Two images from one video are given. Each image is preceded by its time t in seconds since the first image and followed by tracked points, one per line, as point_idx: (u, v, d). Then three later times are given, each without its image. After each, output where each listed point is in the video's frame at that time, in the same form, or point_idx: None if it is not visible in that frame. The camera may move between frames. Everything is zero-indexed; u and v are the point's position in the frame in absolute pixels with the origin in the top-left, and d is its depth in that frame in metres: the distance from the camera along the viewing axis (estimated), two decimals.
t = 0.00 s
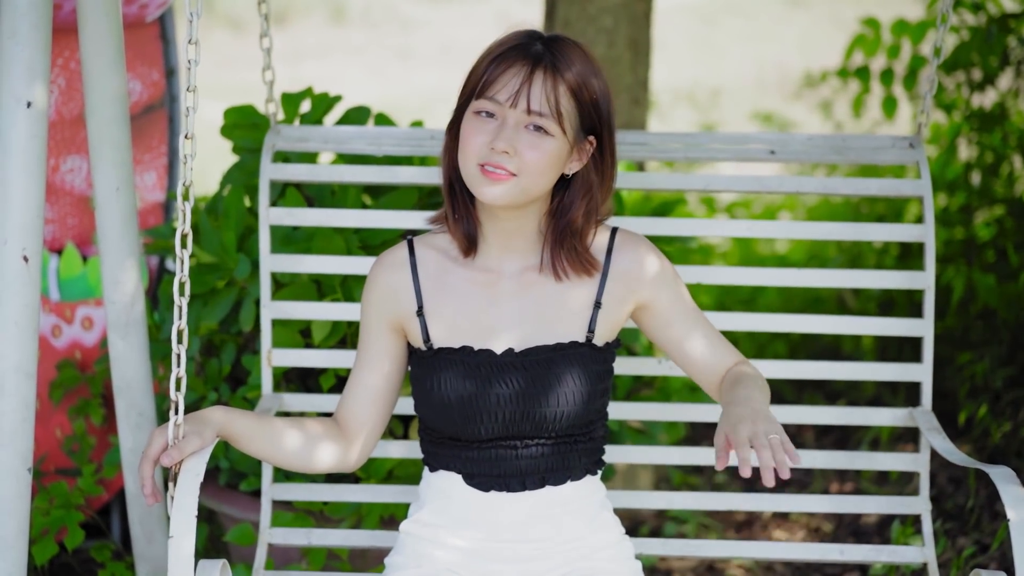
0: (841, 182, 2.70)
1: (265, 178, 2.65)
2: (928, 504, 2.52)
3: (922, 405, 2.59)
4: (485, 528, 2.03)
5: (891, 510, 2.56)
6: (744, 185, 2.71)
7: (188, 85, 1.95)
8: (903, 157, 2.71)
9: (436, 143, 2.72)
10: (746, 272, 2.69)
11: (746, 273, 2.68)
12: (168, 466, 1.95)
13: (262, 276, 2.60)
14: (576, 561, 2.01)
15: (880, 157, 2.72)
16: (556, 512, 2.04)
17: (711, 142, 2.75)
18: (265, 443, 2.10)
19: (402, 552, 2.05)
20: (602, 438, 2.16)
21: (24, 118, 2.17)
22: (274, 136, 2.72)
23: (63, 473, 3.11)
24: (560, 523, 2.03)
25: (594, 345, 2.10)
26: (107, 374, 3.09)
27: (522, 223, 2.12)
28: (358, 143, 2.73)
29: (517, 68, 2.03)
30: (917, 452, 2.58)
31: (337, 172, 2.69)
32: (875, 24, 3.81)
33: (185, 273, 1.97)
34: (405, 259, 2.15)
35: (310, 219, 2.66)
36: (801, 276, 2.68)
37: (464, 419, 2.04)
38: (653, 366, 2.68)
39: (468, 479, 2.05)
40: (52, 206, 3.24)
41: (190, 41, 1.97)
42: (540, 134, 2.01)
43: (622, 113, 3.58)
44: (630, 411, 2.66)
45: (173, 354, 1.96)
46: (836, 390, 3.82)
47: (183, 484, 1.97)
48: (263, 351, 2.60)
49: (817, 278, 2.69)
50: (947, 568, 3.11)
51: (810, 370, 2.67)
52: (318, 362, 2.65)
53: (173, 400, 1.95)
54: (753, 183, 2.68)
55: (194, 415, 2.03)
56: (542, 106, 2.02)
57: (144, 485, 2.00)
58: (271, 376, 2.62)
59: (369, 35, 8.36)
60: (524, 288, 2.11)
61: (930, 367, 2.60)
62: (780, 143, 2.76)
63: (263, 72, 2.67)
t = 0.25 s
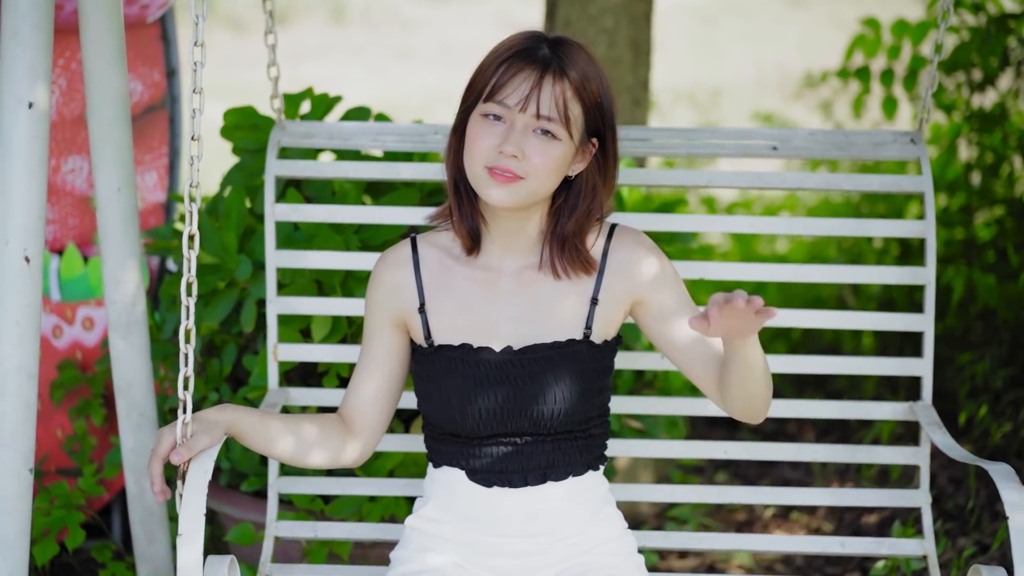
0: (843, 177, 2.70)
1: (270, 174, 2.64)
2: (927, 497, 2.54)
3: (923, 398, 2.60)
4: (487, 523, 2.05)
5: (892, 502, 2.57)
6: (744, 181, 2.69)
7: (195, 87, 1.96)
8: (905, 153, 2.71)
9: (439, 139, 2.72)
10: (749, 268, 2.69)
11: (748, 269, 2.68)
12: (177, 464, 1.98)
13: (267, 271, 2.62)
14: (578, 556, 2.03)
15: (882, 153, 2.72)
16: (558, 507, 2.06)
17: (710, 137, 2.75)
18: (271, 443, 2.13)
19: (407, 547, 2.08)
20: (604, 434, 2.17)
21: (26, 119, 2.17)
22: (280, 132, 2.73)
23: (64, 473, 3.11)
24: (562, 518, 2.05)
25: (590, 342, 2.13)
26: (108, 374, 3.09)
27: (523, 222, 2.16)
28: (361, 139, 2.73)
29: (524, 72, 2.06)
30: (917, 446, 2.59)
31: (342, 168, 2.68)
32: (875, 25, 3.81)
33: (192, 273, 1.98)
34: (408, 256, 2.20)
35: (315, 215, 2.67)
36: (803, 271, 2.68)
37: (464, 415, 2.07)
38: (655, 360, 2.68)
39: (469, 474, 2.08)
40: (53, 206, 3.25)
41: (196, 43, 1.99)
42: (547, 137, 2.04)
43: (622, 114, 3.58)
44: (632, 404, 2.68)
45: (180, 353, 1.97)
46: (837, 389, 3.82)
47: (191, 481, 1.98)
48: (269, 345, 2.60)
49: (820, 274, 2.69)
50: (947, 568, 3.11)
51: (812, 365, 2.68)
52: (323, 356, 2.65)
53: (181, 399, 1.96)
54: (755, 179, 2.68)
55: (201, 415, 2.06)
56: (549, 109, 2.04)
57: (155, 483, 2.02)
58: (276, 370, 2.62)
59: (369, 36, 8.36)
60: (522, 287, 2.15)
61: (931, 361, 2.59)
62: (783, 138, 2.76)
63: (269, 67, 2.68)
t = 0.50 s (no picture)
0: (845, 171, 2.70)
1: (276, 168, 2.66)
2: (926, 487, 2.54)
3: (922, 390, 2.61)
4: (493, 515, 2.08)
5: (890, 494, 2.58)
6: (745, 176, 2.70)
7: (201, 90, 1.99)
8: (905, 147, 2.72)
9: (444, 133, 2.73)
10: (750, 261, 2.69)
11: (750, 263, 2.69)
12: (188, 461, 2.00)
13: (274, 265, 2.62)
14: (582, 547, 2.05)
15: (882, 147, 2.73)
16: (562, 499, 2.09)
17: (718, 131, 2.77)
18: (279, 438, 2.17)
19: (414, 539, 2.11)
20: (606, 429, 2.20)
21: (26, 119, 2.17)
22: (286, 126, 2.73)
23: (63, 473, 3.11)
24: (566, 512, 2.08)
25: (589, 336, 2.15)
26: (107, 374, 3.09)
27: (523, 220, 2.18)
28: (369, 134, 2.72)
29: (529, 75, 2.08)
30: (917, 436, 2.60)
31: (348, 162, 2.68)
32: (875, 25, 3.81)
33: (201, 274, 1.98)
34: (410, 254, 2.23)
35: (320, 209, 2.68)
36: (805, 265, 2.68)
37: (468, 410, 2.11)
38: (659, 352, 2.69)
39: (474, 468, 2.12)
40: (53, 206, 3.25)
41: (202, 46, 1.99)
42: (552, 140, 2.06)
43: (621, 114, 3.58)
44: (636, 398, 2.68)
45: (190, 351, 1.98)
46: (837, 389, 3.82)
47: (200, 478, 2.01)
48: (277, 336, 2.61)
49: (820, 267, 2.70)
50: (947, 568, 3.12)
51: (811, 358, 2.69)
52: (329, 349, 2.65)
53: (192, 397, 1.97)
54: (757, 173, 2.69)
55: (211, 412, 2.10)
56: (555, 112, 2.06)
57: (166, 479, 2.04)
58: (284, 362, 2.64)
59: (369, 36, 8.36)
60: (522, 286, 2.17)
61: (931, 353, 2.61)
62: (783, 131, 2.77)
63: (273, 61, 2.68)
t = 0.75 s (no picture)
0: (845, 163, 2.71)
1: (283, 161, 2.67)
2: (925, 474, 2.55)
3: (921, 379, 2.62)
4: (496, 506, 2.10)
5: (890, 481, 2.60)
6: (749, 168, 2.70)
7: (207, 91, 1.98)
8: (904, 138, 2.72)
9: (448, 125, 2.73)
10: (751, 252, 2.69)
11: (749, 253, 2.70)
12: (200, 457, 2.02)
13: (280, 256, 2.63)
14: (585, 537, 2.08)
15: (883, 138, 2.72)
16: (564, 490, 2.11)
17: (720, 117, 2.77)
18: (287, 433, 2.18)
19: (419, 530, 2.13)
20: (607, 420, 2.22)
21: (24, 120, 2.17)
22: (291, 119, 2.74)
23: (62, 473, 3.11)
24: (569, 502, 2.10)
25: (588, 329, 2.16)
26: (106, 375, 3.10)
27: (523, 216, 2.19)
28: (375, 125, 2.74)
29: (535, 76, 2.07)
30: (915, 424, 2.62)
31: (352, 155, 2.69)
32: (874, 26, 3.81)
33: (209, 273, 1.97)
34: (412, 250, 2.24)
35: (328, 202, 2.68)
36: (804, 256, 2.69)
37: (469, 404, 2.13)
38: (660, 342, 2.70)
39: (477, 461, 2.13)
40: (51, 206, 3.25)
41: (207, 47, 1.99)
42: (554, 140, 2.07)
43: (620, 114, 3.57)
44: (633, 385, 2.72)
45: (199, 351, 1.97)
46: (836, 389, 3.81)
47: (211, 473, 2.02)
48: (284, 328, 2.63)
49: (823, 258, 2.70)
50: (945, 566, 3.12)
51: (811, 347, 2.70)
52: (333, 339, 2.66)
53: (201, 395, 1.97)
54: (757, 165, 2.69)
55: (219, 409, 2.10)
56: (557, 112, 2.07)
57: (177, 474, 2.05)
58: (291, 352, 2.65)
59: (369, 35, 8.36)
60: (521, 283, 2.18)
61: (929, 344, 2.62)
62: (783, 124, 2.77)
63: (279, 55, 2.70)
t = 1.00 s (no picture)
0: (845, 154, 2.72)
1: (288, 153, 2.70)
2: (922, 462, 2.59)
3: (919, 366, 2.62)
4: (501, 496, 2.13)
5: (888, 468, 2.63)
6: (751, 159, 2.71)
7: (213, 92, 2.01)
8: (905, 129, 2.75)
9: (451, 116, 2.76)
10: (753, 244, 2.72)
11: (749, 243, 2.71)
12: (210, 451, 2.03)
13: (287, 247, 2.67)
14: (589, 527, 2.11)
15: (884, 130, 2.73)
16: (568, 481, 2.14)
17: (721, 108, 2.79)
18: (296, 426, 2.23)
19: (426, 519, 2.17)
20: (609, 411, 2.25)
21: (21, 120, 2.17)
22: (297, 110, 2.75)
23: (61, 473, 3.11)
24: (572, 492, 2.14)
25: (586, 321, 2.19)
26: (104, 375, 3.10)
27: (523, 212, 2.22)
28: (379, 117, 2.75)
29: (537, 74, 2.09)
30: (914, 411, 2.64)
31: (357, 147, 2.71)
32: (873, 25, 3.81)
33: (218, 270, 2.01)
34: (415, 246, 2.27)
35: (334, 193, 2.71)
36: (805, 246, 2.70)
37: (471, 397, 2.16)
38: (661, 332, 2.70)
39: (480, 452, 2.17)
40: (50, 206, 3.25)
41: (213, 49, 2.02)
42: (554, 138, 2.08)
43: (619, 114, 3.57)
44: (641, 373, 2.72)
45: (210, 347, 1.98)
46: (835, 390, 3.80)
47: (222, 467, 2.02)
48: (290, 318, 2.66)
49: (824, 248, 2.72)
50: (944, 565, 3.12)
51: (811, 335, 2.70)
52: (341, 329, 2.70)
53: (211, 390, 1.98)
54: (757, 156, 2.69)
55: (229, 404, 2.13)
56: (559, 111, 2.08)
57: (187, 468, 2.05)
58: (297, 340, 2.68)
59: (369, 35, 8.36)
60: (520, 279, 2.22)
61: (929, 332, 2.63)
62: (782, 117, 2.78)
63: (285, 46, 2.70)
